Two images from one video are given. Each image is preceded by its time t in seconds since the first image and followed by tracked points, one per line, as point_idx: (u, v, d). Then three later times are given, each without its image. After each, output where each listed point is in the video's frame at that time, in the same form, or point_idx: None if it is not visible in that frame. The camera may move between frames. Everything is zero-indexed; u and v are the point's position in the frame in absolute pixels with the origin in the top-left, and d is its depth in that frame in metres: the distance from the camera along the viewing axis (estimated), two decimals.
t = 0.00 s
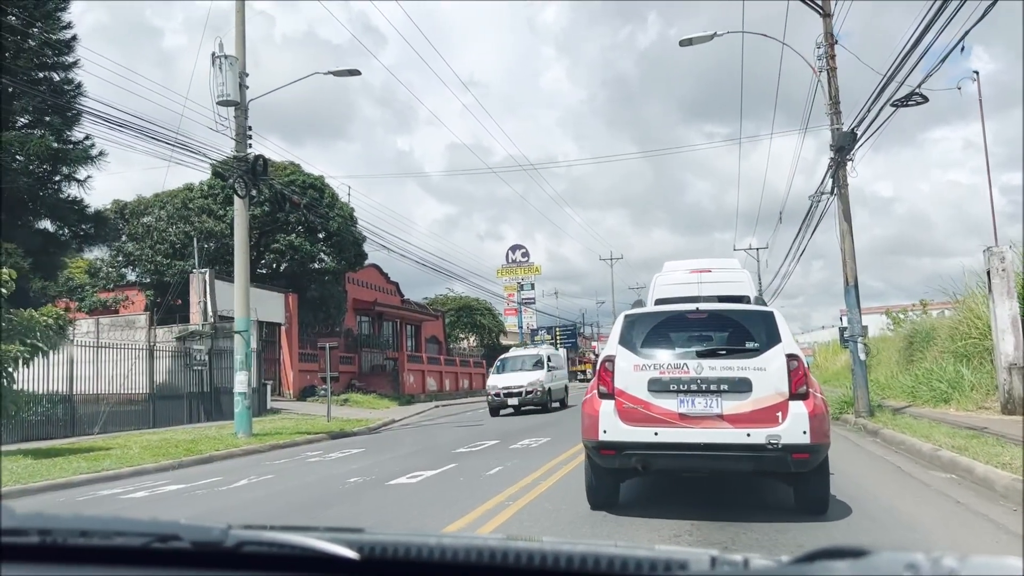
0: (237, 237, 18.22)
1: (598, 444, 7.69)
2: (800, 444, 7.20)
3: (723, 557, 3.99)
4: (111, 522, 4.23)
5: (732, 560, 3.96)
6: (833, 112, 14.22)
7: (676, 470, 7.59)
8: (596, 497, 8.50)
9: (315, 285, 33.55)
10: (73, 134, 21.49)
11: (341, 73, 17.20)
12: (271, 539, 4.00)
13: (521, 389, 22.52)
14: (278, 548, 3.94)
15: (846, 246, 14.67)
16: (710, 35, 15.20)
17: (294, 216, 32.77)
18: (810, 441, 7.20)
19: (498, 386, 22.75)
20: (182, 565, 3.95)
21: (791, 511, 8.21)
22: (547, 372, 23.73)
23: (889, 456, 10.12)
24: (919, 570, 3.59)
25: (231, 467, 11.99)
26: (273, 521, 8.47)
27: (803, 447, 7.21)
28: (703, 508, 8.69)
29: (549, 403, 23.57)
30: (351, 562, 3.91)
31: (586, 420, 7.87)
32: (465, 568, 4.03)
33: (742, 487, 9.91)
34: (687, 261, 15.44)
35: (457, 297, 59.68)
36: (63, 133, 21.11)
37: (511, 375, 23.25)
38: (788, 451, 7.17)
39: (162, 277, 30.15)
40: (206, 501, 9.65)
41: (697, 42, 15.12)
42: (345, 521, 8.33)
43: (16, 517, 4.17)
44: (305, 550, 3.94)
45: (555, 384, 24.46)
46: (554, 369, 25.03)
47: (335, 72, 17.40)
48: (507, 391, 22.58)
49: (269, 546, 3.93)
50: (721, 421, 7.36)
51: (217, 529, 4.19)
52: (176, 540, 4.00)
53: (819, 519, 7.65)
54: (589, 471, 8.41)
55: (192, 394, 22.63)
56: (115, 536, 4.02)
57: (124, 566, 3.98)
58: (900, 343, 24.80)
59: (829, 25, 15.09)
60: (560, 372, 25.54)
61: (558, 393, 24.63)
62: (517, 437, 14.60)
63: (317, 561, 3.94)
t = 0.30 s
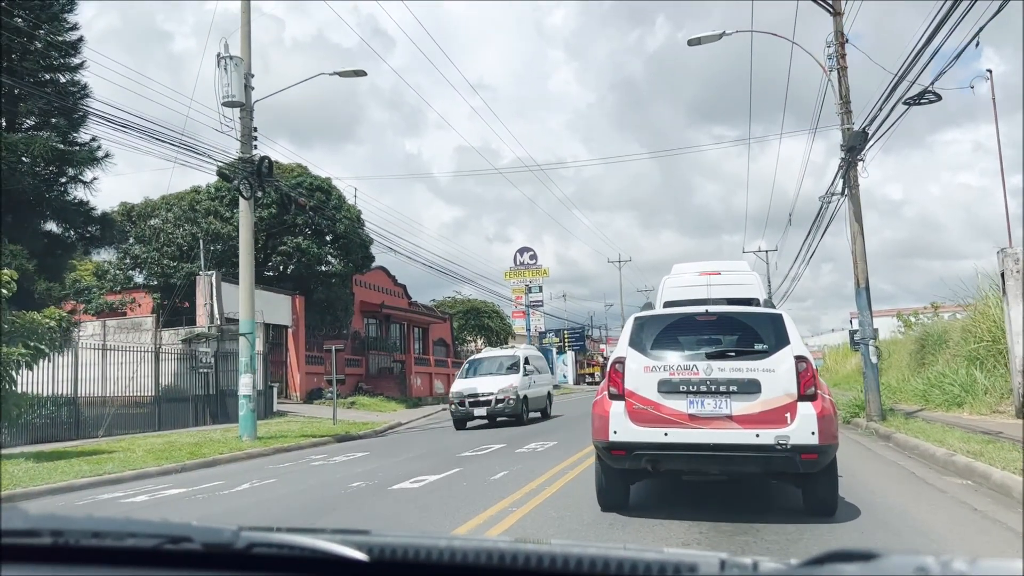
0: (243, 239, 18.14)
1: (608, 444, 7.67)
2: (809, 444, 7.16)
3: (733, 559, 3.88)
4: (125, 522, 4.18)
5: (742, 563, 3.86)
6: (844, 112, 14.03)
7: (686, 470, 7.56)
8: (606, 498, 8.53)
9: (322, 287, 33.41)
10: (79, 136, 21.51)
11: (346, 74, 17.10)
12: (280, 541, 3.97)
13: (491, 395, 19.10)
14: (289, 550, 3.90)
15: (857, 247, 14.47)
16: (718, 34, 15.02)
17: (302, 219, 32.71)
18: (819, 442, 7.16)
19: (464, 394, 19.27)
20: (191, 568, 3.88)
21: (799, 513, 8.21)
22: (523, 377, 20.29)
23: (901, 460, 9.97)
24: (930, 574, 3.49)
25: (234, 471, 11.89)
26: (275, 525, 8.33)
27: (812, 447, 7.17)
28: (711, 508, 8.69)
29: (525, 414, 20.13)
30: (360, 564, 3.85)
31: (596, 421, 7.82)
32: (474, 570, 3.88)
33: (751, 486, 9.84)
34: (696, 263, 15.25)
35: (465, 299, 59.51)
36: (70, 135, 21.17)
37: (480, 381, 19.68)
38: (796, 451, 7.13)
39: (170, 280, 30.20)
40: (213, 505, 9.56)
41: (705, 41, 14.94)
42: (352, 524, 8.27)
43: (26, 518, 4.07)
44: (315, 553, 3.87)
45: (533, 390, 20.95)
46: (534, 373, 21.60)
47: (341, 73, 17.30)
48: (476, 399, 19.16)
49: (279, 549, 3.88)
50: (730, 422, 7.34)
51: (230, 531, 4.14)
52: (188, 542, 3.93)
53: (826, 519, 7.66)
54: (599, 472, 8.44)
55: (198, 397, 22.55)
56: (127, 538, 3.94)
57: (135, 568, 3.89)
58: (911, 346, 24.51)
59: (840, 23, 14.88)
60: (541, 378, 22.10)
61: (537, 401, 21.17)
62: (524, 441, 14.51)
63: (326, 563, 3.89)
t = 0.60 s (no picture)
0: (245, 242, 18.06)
1: (615, 448, 7.70)
2: (815, 449, 7.24)
3: (740, 561, 3.81)
4: (131, 523, 4.17)
5: (748, 565, 3.80)
6: (852, 113, 13.87)
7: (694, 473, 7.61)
8: (614, 501, 8.51)
9: (327, 291, 33.30)
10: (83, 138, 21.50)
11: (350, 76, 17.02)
12: (286, 542, 3.91)
13: (439, 406, 15.84)
14: (294, 550, 3.84)
15: (866, 251, 14.30)
16: (725, 35, 14.88)
17: (307, 222, 32.63)
18: (825, 446, 7.24)
19: (407, 404, 16.00)
20: (199, 568, 3.82)
21: (804, 515, 8.23)
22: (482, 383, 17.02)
23: (910, 465, 9.91)
24: None
25: (235, 476, 11.80)
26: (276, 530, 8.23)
27: (818, 451, 7.24)
28: (718, 509, 8.67)
29: (484, 429, 16.91)
30: (366, 564, 3.78)
31: (604, 425, 7.87)
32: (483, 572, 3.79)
33: (758, 487, 9.79)
34: (702, 267, 15.10)
35: (470, 303, 59.33)
36: (73, 137, 21.17)
37: (429, 388, 16.40)
38: (802, 456, 7.21)
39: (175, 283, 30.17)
40: (216, 509, 9.48)
41: (712, 42, 14.80)
42: (358, 527, 8.23)
43: (35, 518, 4.06)
44: (324, 554, 3.83)
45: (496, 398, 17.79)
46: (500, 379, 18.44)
47: (344, 75, 17.21)
48: (421, 410, 15.86)
49: (286, 549, 3.82)
50: (736, 426, 7.40)
51: (236, 531, 4.13)
52: (195, 542, 3.92)
53: (832, 522, 7.69)
54: (607, 474, 8.42)
55: (200, 401, 22.46)
56: (135, 538, 3.93)
57: (140, 569, 3.86)
58: (919, 351, 24.28)
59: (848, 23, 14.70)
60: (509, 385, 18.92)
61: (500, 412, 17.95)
62: (527, 446, 14.43)
63: (332, 563, 3.84)
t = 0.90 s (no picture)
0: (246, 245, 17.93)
1: (620, 454, 7.55)
2: (820, 455, 7.08)
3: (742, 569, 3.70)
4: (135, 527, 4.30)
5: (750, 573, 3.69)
6: (858, 116, 13.70)
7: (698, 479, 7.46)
8: (618, 506, 8.36)
9: (330, 295, 33.17)
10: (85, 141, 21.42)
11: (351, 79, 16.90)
12: (291, 546, 4.07)
13: (348, 422, 11.68)
14: (300, 554, 4.00)
15: (873, 255, 14.12)
16: (729, 38, 14.73)
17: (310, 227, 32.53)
18: (829, 452, 7.09)
19: (306, 420, 11.85)
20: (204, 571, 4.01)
21: (810, 521, 8.11)
22: (412, 390, 12.89)
23: (918, 473, 9.73)
24: None
25: (234, 481, 11.66)
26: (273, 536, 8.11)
27: (823, 457, 7.09)
28: (723, 514, 8.54)
29: (410, 453, 12.70)
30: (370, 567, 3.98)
31: (608, 431, 7.72)
32: None
33: (763, 492, 9.64)
34: (706, 272, 14.94)
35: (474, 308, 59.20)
36: (75, 140, 21.10)
37: (338, 396, 12.27)
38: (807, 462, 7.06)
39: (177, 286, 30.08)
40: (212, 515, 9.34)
41: (716, 45, 14.65)
42: (358, 533, 8.10)
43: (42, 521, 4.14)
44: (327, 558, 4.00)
45: (434, 410, 13.69)
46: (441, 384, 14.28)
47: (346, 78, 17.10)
48: (324, 428, 11.68)
49: (290, 554, 3.99)
50: (741, 432, 7.25)
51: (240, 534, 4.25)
52: (201, 545, 4.06)
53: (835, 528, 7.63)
54: (611, 480, 8.28)
55: (201, 406, 22.33)
56: (141, 541, 4.03)
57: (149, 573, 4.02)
58: (926, 357, 24.07)
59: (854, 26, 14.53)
60: (455, 391, 14.89)
61: (438, 427, 13.84)
62: (529, 453, 14.27)
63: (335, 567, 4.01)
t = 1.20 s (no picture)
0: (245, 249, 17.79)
1: (623, 460, 7.39)
2: (823, 461, 6.93)
3: None
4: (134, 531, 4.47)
5: None
6: (863, 120, 13.55)
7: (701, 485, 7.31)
8: (621, 513, 8.22)
9: (331, 300, 33.03)
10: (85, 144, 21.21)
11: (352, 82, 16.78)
12: (293, 552, 4.24)
13: (157, 450, 8.29)
14: (302, 559, 4.18)
15: (878, 260, 13.95)
16: (733, 41, 14.58)
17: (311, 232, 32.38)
18: (832, 458, 6.94)
19: (105, 445, 8.47)
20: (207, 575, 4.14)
21: (813, 528, 7.97)
22: (273, 402, 9.65)
23: (925, 482, 9.57)
24: None
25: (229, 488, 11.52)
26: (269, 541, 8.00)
27: (826, 464, 6.94)
28: (728, 520, 8.39)
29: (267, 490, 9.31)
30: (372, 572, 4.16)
31: (612, 436, 7.58)
32: None
33: (766, 498, 9.49)
34: (709, 277, 14.77)
35: (476, 313, 59.05)
36: (75, 143, 20.87)
37: (166, 407, 8.97)
38: (810, 468, 6.91)
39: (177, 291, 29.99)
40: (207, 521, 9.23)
41: (720, 48, 14.50)
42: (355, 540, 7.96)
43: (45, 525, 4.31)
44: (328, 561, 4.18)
45: (314, 431, 10.35)
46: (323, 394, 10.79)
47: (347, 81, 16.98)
48: (121, 458, 8.29)
49: (293, 558, 4.16)
50: (744, 438, 7.08)
51: (242, 539, 4.42)
52: (205, 549, 4.22)
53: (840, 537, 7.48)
54: (614, 486, 8.14)
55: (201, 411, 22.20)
56: (145, 545, 4.22)
57: None
58: (930, 363, 23.88)
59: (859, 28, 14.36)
60: (353, 402, 11.51)
61: (323, 451, 10.51)
62: (529, 459, 14.12)
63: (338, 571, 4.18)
